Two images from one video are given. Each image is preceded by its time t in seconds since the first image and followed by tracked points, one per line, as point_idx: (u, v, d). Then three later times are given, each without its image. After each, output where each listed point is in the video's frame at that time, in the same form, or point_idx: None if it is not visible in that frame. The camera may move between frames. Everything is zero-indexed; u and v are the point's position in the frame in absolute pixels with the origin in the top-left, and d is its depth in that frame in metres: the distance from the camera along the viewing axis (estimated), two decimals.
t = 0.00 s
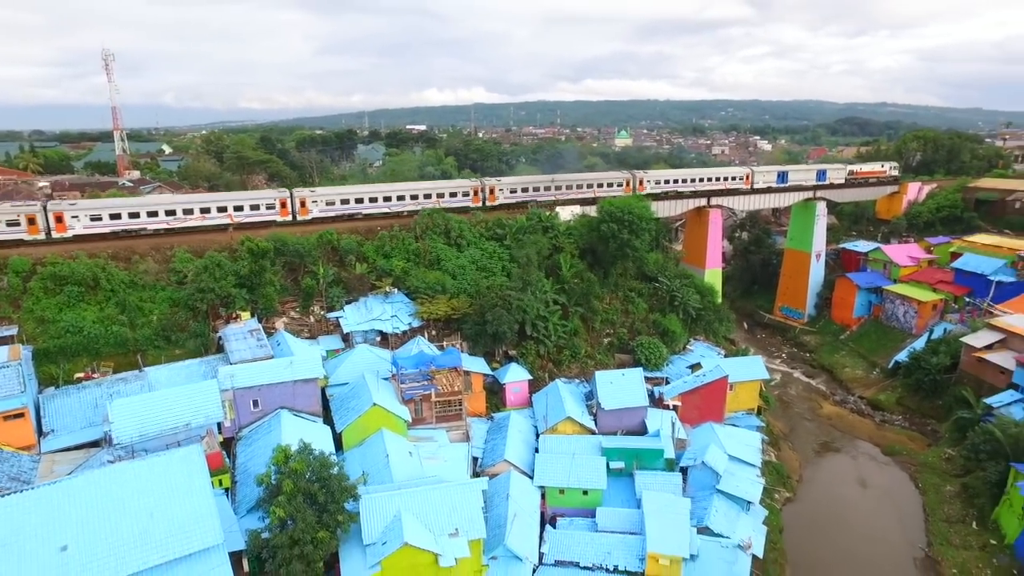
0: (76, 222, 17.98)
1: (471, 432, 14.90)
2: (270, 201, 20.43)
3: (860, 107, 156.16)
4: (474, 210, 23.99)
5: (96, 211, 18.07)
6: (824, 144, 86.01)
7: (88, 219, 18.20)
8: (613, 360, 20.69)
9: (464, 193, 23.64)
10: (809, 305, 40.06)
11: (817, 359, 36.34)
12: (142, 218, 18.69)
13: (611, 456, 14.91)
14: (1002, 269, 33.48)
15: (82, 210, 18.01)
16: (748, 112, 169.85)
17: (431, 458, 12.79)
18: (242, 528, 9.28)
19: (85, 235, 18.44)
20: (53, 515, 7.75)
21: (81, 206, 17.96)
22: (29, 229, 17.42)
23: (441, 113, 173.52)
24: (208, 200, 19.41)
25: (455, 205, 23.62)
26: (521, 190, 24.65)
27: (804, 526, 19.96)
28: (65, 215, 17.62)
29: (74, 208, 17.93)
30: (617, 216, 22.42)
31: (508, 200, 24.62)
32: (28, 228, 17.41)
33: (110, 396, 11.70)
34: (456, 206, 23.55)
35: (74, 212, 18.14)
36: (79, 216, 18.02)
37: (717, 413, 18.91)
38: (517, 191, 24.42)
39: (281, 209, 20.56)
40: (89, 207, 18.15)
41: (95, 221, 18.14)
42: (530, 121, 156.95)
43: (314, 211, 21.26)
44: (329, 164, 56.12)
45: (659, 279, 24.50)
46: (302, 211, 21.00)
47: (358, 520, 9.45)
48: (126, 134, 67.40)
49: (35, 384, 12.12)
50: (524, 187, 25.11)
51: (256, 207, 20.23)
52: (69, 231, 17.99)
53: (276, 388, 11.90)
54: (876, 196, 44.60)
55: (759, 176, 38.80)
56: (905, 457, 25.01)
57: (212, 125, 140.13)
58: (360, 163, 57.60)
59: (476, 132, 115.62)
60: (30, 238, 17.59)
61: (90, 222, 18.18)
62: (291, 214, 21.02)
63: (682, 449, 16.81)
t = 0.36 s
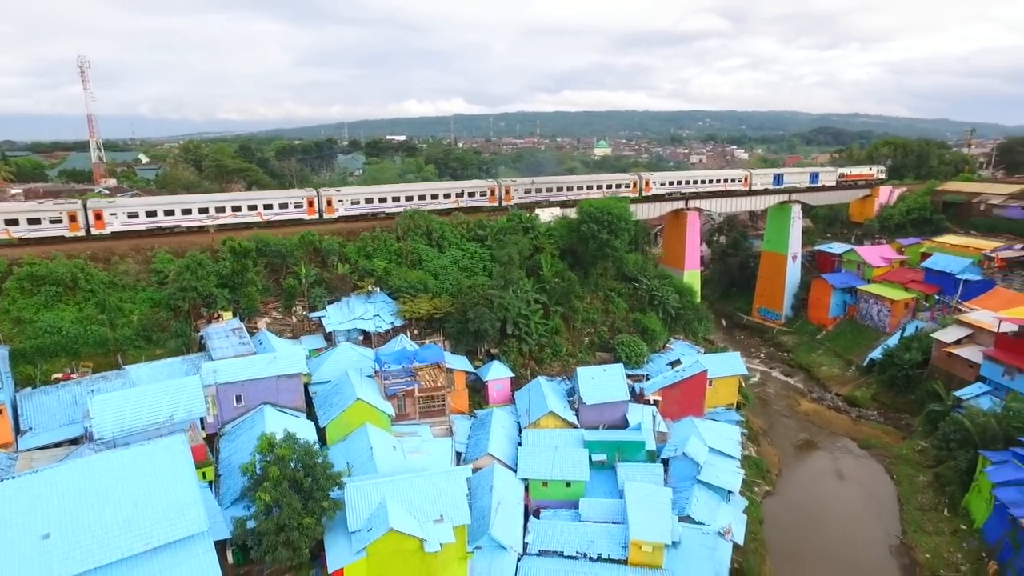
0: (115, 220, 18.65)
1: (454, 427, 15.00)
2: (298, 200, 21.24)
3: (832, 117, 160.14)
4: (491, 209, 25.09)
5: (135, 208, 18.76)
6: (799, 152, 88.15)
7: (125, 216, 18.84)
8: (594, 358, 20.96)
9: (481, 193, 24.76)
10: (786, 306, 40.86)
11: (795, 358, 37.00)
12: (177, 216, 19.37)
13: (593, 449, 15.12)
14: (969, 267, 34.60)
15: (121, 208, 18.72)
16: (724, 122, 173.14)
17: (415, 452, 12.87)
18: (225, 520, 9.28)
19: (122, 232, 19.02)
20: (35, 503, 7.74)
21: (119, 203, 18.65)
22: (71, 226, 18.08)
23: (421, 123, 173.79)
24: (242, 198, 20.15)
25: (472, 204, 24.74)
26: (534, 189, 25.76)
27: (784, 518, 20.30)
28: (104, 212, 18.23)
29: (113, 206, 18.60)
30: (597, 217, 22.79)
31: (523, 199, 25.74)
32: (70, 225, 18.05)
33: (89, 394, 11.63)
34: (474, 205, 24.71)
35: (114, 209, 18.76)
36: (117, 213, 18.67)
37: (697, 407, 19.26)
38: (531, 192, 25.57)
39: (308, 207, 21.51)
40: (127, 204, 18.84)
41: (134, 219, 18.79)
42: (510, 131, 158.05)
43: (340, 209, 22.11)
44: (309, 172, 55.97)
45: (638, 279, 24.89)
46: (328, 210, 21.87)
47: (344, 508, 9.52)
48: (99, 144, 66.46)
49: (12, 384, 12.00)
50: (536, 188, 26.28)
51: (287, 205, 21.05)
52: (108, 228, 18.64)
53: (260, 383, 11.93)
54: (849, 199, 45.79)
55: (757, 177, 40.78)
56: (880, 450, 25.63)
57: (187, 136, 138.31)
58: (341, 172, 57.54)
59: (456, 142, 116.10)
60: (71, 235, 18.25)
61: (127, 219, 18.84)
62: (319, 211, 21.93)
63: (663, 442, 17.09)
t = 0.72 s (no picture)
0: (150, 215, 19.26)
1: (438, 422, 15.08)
2: (324, 198, 21.85)
3: (806, 127, 163.82)
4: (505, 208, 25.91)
5: (170, 204, 19.36)
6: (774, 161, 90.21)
7: (161, 212, 19.48)
8: (576, 356, 21.22)
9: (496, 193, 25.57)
10: (764, 307, 41.63)
11: (773, 357, 37.67)
12: (210, 212, 19.99)
13: (576, 441, 15.33)
14: (938, 266, 35.69)
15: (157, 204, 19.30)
16: (702, 132, 176.11)
17: (400, 445, 12.96)
18: (210, 509, 9.31)
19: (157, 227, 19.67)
20: (18, 489, 7.74)
21: (156, 200, 19.24)
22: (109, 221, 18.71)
23: (400, 133, 173.80)
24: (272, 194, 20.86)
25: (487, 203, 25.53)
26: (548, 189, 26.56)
27: (763, 510, 20.67)
28: (142, 209, 18.76)
29: (149, 202, 19.17)
30: (577, 217, 23.14)
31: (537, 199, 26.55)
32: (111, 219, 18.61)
33: (69, 390, 11.58)
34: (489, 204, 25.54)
35: (150, 206, 19.31)
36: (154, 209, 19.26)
37: (678, 401, 19.60)
38: (543, 192, 26.40)
39: (334, 206, 22.06)
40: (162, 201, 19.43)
41: (169, 215, 19.38)
42: (491, 140, 158.90)
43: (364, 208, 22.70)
44: (290, 181, 55.81)
45: (618, 279, 25.23)
46: (353, 209, 22.28)
47: (329, 495, 9.61)
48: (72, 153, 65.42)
49: None
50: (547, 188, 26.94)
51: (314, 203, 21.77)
52: (145, 224, 19.28)
53: (244, 377, 11.99)
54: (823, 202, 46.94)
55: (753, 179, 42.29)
56: (857, 444, 26.24)
57: (163, 145, 136.54)
58: (322, 180, 57.46)
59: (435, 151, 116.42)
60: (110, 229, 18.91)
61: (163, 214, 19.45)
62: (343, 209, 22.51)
63: (645, 435, 17.38)
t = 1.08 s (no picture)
0: (184, 213, 20.10)
1: (422, 416, 15.19)
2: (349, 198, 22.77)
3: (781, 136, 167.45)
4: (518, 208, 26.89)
5: (204, 203, 20.26)
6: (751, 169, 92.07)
7: (196, 210, 20.33)
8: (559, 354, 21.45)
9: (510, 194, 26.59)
10: (743, 308, 42.35)
11: (752, 357, 38.30)
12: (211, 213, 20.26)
13: (559, 433, 15.55)
14: (910, 266, 36.70)
15: (192, 202, 20.16)
16: (680, 141, 179.02)
17: (385, 437, 13.07)
18: (195, 497, 9.36)
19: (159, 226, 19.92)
20: (5, 474, 7.79)
21: (191, 199, 20.00)
22: (146, 219, 19.56)
23: (381, 142, 173.58)
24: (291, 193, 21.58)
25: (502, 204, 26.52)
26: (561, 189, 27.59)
27: (743, 502, 21.03)
28: (179, 206, 19.71)
29: (185, 201, 19.95)
30: (558, 217, 23.51)
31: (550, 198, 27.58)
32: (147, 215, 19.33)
33: (51, 386, 11.53)
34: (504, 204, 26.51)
35: (185, 204, 20.18)
36: (189, 207, 20.07)
37: (659, 395, 19.95)
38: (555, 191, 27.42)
39: (359, 205, 22.95)
40: (198, 200, 20.19)
41: (202, 213, 20.32)
42: (472, 150, 159.61)
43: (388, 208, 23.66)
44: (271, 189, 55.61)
45: (599, 279, 25.56)
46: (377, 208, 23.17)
47: (316, 482, 9.70)
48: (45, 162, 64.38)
49: None
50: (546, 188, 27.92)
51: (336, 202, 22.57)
52: (181, 221, 20.12)
53: (229, 371, 12.05)
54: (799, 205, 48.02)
55: (749, 182, 43.89)
56: (834, 438, 26.82)
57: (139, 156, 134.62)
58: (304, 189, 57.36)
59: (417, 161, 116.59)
60: (148, 226, 19.87)
61: (198, 212, 20.22)
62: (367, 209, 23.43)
63: (627, 428, 17.65)
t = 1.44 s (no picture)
0: (216, 211, 21.34)
1: (405, 410, 15.30)
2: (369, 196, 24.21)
3: (756, 145, 171.14)
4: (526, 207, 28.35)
5: (232, 202, 21.40)
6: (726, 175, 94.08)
7: (225, 208, 21.47)
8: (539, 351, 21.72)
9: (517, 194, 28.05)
10: (720, 309, 43.11)
11: (729, 356, 38.96)
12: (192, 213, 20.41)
13: (540, 425, 15.79)
14: (880, 265, 37.75)
15: (221, 201, 21.29)
16: (658, 150, 181.77)
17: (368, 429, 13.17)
18: (179, 485, 9.41)
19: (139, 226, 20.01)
20: None
21: (220, 198, 21.15)
22: (179, 216, 20.73)
23: (359, 151, 172.95)
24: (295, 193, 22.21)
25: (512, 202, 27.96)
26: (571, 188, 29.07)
27: (722, 494, 21.43)
28: (208, 205, 20.84)
29: (214, 199, 21.09)
30: (537, 216, 23.90)
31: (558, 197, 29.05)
32: (180, 215, 20.55)
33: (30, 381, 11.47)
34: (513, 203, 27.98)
35: (214, 201, 21.29)
36: (218, 205, 21.23)
37: (638, 390, 20.32)
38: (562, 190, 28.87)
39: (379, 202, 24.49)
40: (226, 198, 21.31)
41: (232, 210, 21.53)
42: (452, 159, 159.97)
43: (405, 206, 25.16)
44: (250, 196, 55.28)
45: (578, 278, 25.91)
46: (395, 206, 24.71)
47: (301, 468, 9.82)
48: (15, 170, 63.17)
49: None
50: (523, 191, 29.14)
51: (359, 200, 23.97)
52: (210, 219, 21.31)
53: (212, 364, 12.10)
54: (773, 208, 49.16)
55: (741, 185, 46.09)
56: (810, 432, 27.47)
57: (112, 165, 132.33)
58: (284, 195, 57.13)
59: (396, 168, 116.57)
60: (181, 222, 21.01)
61: (227, 210, 21.37)
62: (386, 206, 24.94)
63: (607, 420, 17.94)
